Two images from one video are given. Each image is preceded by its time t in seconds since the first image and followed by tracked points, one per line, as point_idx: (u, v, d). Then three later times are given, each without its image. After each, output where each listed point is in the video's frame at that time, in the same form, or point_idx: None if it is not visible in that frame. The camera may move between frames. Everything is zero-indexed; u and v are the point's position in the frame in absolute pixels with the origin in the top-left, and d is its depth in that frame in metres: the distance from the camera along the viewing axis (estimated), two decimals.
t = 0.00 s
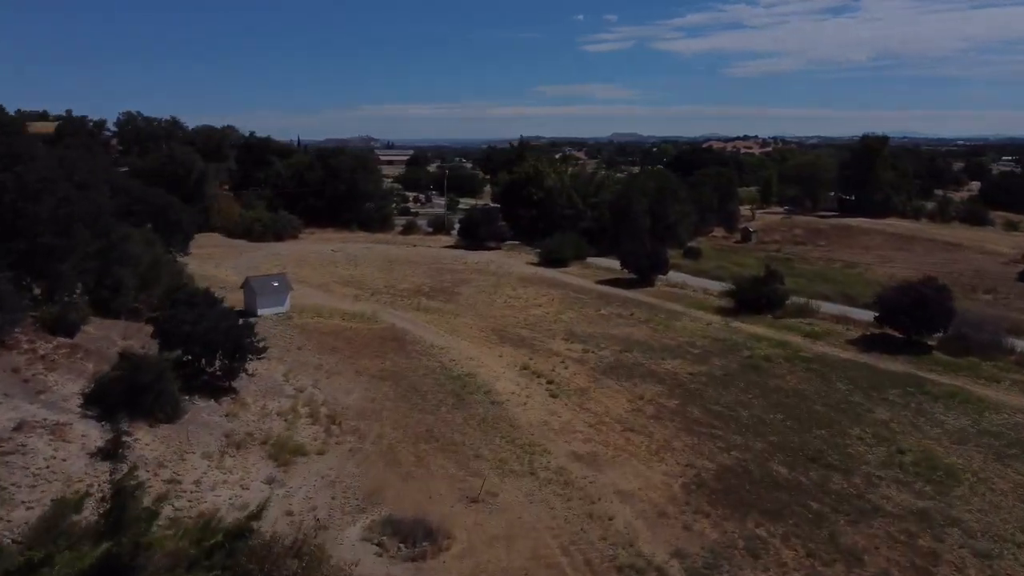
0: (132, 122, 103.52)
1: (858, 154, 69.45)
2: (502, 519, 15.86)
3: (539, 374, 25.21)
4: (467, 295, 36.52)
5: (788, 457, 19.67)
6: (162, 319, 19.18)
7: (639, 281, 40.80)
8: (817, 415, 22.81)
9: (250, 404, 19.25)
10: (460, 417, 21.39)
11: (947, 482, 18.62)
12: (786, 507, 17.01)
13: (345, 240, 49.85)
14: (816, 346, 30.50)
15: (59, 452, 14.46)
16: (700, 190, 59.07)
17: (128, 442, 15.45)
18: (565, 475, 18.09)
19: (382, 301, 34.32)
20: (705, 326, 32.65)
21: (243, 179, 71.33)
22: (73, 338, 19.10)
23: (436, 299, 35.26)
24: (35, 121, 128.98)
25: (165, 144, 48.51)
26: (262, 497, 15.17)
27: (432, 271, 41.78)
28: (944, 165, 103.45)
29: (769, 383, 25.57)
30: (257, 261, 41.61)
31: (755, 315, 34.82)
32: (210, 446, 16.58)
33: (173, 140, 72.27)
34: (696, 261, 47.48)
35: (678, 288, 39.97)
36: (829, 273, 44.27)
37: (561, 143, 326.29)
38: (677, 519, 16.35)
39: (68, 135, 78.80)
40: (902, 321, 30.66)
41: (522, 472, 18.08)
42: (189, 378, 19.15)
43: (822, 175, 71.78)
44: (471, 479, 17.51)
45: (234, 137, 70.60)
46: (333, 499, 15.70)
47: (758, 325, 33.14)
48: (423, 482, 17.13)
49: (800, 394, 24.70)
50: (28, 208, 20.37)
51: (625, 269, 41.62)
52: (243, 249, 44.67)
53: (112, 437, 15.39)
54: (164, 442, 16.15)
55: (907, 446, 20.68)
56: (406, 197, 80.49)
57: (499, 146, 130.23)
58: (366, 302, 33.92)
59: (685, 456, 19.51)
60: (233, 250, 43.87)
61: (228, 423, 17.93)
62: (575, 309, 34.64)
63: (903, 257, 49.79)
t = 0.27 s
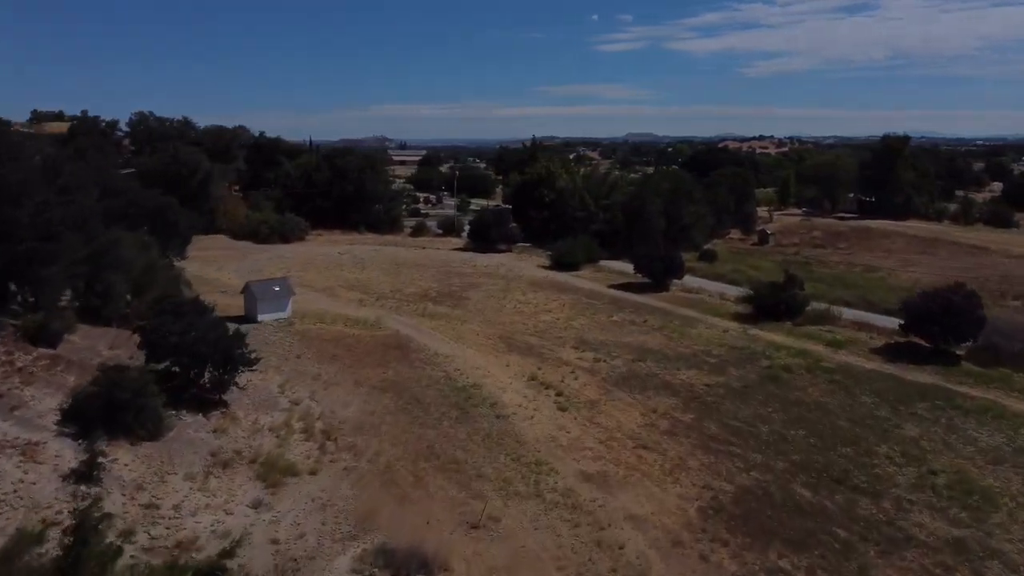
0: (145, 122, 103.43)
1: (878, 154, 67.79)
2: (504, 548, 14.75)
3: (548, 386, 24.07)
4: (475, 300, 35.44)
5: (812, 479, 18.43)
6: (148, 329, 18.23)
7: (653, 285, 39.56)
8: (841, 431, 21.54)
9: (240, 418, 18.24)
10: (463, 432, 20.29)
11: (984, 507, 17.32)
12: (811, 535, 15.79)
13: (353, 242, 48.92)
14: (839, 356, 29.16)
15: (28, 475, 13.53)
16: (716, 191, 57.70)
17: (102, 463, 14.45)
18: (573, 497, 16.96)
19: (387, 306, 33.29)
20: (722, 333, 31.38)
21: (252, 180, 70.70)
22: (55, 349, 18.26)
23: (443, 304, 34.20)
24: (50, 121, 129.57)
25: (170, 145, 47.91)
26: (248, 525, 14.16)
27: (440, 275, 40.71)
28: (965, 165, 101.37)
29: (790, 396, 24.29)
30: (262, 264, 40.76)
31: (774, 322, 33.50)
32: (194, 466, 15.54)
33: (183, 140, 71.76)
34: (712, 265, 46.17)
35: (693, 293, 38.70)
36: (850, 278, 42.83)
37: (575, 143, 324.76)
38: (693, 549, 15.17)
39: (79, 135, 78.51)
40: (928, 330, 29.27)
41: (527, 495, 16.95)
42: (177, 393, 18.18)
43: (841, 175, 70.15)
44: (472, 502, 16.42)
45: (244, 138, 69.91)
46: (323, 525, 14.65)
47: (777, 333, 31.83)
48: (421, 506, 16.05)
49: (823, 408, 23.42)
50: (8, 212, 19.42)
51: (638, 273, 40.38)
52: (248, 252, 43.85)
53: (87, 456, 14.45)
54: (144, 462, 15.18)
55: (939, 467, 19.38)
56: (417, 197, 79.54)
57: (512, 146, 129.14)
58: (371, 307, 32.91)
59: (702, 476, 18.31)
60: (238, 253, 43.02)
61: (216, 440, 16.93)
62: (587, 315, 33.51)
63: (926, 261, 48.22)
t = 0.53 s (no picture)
0: (157, 122, 103.29)
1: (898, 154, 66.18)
2: None
3: (556, 398, 22.94)
4: (482, 304, 34.37)
5: (837, 503, 17.22)
6: (131, 338, 17.19)
7: (666, 289, 38.34)
8: (866, 449, 20.30)
9: (228, 435, 17.24)
10: (465, 448, 19.20)
11: None
12: (837, 568, 14.59)
13: (359, 244, 47.98)
14: (861, 365, 27.84)
15: None
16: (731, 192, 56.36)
17: (71, 488, 13.52)
18: (579, 522, 15.86)
19: (391, 311, 32.29)
20: (738, 341, 30.12)
21: (260, 181, 70.02)
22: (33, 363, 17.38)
23: (449, 310, 33.15)
24: (65, 121, 129.96)
25: (175, 147, 47.53)
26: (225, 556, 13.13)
27: (447, 278, 39.68)
28: (985, 165, 99.36)
29: (811, 410, 23.05)
30: (265, 267, 39.88)
31: (792, 329, 32.21)
32: (173, 489, 14.55)
33: (191, 140, 71.16)
34: (728, 268, 44.87)
35: (708, 298, 37.46)
36: (871, 282, 41.42)
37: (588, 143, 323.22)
38: None
39: (89, 136, 78.15)
40: (955, 339, 27.90)
41: (531, 520, 15.85)
42: (161, 407, 17.24)
43: (859, 176, 68.56)
44: (472, 528, 15.34)
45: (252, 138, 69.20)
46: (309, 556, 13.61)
47: (795, 341, 30.56)
48: (416, 532, 14.99)
49: (846, 423, 22.16)
50: None
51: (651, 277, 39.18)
52: (252, 254, 43.00)
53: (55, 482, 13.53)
54: (119, 485, 14.21)
55: (973, 490, 18.10)
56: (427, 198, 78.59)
57: (524, 146, 128.06)
58: (375, 313, 31.92)
59: (718, 499, 17.14)
60: (242, 256, 42.18)
61: (200, 459, 15.94)
62: (598, 321, 32.35)
63: (949, 264, 46.71)
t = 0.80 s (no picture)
0: (167, 122, 103.07)
1: (918, 153, 64.59)
2: None
3: (562, 411, 21.81)
4: (488, 310, 33.29)
5: (863, 530, 15.99)
6: (108, 349, 16.18)
7: (679, 294, 37.14)
8: (893, 468, 19.05)
9: (211, 453, 16.25)
10: (464, 466, 18.12)
11: None
12: None
13: (365, 246, 47.02)
14: (885, 376, 26.53)
15: None
16: (746, 193, 55.03)
17: (32, 518, 12.59)
18: (584, 551, 14.75)
19: (394, 317, 31.28)
20: (754, 350, 28.88)
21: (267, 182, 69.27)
22: (7, 375, 16.51)
23: (453, 315, 32.10)
24: (79, 121, 130.27)
25: (179, 148, 47.00)
26: None
27: (453, 282, 38.61)
28: (1007, 165, 97.31)
29: (833, 425, 21.81)
30: (267, 270, 38.99)
31: (811, 337, 30.90)
32: (147, 515, 13.61)
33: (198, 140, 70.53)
34: (743, 272, 43.57)
35: (722, 303, 36.21)
36: (892, 287, 40.02)
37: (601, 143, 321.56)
38: None
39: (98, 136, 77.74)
40: (984, 348, 26.53)
41: (532, 548, 14.75)
42: (143, 421, 16.27)
43: (878, 176, 66.98)
44: (469, 557, 14.26)
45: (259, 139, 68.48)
46: None
47: (814, 350, 29.28)
48: (409, 562, 13.92)
49: (871, 439, 20.89)
50: None
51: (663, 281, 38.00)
52: (255, 257, 42.14)
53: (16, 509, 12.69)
54: (88, 512, 13.27)
55: (1011, 516, 16.82)
56: (437, 199, 77.64)
57: (536, 146, 126.94)
58: (377, 318, 30.92)
59: (735, 526, 15.95)
60: (244, 260, 41.32)
61: (179, 480, 14.95)
62: (608, 328, 31.21)
63: (973, 268, 45.19)
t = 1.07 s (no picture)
0: (176, 123, 102.74)
1: (937, 154, 63.05)
2: None
3: (567, 426, 20.71)
4: (493, 316, 32.20)
5: (890, 562, 14.79)
6: (81, 364, 15.21)
7: (693, 300, 35.91)
8: (920, 491, 17.82)
9: (190, 474, 15.26)
10: (462, 487, 17.04)
11: None
12: None
13: (369, 249, 46.08)
14: (908, 387, 25.24)
15: None
16: (761, 194, 53.67)
17: None
18: None
19: (395, 323, 30.26)
20: (769, 359, 27.66)
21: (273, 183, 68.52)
22: None
23: (457, 321, 31.04)
24: (90, 121, 130.41)
25: (181, 149, 46.29)
26: None
27: (457, 286, 37.55)
28: None
29: (854, 442, 20.58)
30: (267, 274, 38.06)
31: (828, 345, 29.64)
32: (112, 546, 12.64)
33: (204, 140, 69.93)
34: (757, 276, 42.30)
35: (736, 309, 34.97)
36: (912, 292, 38.64)
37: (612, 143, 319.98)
38: None
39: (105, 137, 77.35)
40: (1013, 359, 25.21)
41: None
42: (119, 439, 15.31)
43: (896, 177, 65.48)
44: None
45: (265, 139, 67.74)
46: None
47: (832, 359, 28.02)
48: None
49: (895, 458, 19.66)
50: None
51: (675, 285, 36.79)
52: (257, 260, 41.24)
53: None
54: (49, 543, 12.31)
55: None
56: (445, 200, 76.69)
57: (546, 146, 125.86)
58: (377, 325, 29.91)
59: (750, 556, 14.79)
60: (245, 262, 40.48)
61: (152, 505, 13.98)
62: (617, 335, 30.05)
63: (996, 273, 43.73)
